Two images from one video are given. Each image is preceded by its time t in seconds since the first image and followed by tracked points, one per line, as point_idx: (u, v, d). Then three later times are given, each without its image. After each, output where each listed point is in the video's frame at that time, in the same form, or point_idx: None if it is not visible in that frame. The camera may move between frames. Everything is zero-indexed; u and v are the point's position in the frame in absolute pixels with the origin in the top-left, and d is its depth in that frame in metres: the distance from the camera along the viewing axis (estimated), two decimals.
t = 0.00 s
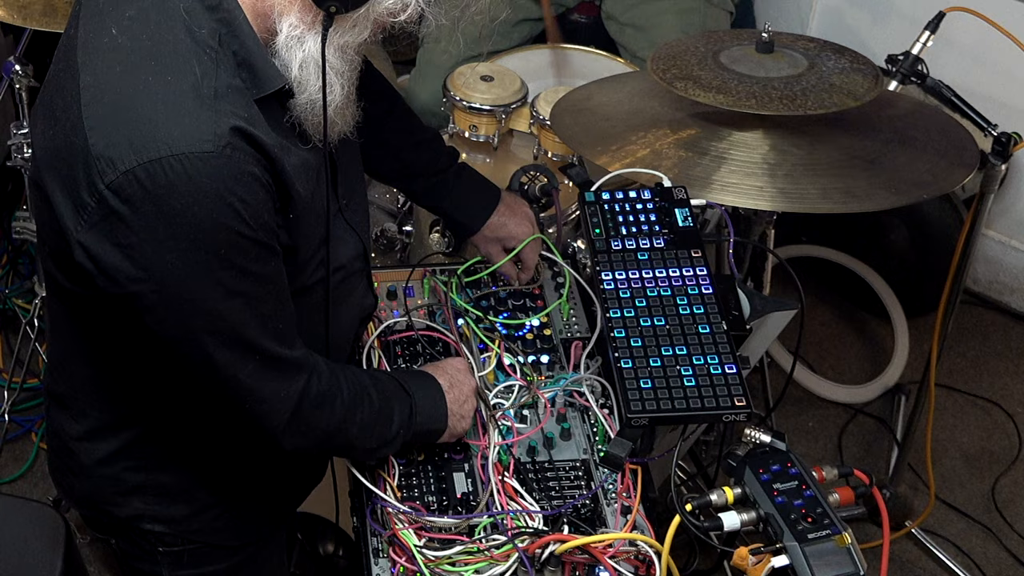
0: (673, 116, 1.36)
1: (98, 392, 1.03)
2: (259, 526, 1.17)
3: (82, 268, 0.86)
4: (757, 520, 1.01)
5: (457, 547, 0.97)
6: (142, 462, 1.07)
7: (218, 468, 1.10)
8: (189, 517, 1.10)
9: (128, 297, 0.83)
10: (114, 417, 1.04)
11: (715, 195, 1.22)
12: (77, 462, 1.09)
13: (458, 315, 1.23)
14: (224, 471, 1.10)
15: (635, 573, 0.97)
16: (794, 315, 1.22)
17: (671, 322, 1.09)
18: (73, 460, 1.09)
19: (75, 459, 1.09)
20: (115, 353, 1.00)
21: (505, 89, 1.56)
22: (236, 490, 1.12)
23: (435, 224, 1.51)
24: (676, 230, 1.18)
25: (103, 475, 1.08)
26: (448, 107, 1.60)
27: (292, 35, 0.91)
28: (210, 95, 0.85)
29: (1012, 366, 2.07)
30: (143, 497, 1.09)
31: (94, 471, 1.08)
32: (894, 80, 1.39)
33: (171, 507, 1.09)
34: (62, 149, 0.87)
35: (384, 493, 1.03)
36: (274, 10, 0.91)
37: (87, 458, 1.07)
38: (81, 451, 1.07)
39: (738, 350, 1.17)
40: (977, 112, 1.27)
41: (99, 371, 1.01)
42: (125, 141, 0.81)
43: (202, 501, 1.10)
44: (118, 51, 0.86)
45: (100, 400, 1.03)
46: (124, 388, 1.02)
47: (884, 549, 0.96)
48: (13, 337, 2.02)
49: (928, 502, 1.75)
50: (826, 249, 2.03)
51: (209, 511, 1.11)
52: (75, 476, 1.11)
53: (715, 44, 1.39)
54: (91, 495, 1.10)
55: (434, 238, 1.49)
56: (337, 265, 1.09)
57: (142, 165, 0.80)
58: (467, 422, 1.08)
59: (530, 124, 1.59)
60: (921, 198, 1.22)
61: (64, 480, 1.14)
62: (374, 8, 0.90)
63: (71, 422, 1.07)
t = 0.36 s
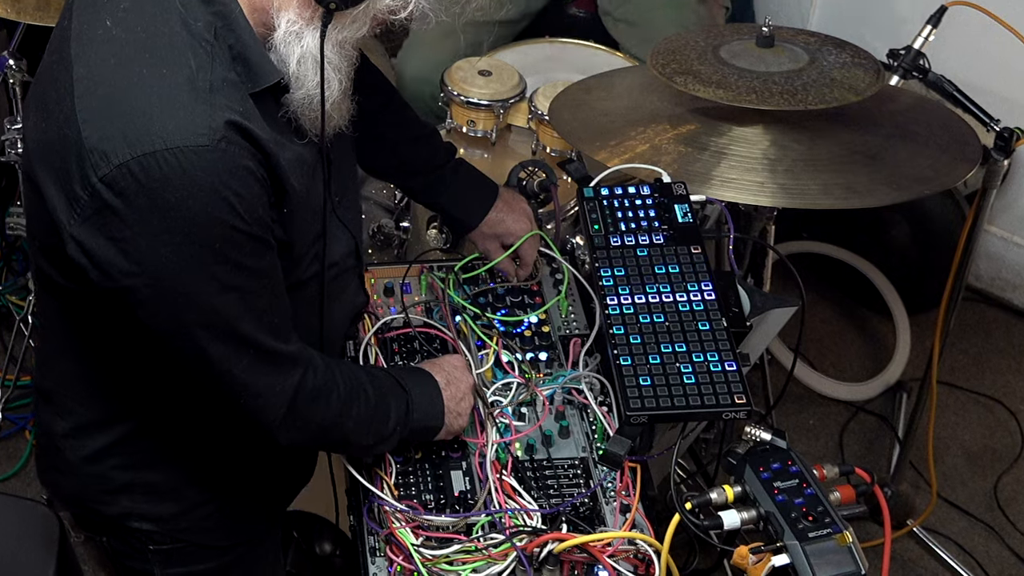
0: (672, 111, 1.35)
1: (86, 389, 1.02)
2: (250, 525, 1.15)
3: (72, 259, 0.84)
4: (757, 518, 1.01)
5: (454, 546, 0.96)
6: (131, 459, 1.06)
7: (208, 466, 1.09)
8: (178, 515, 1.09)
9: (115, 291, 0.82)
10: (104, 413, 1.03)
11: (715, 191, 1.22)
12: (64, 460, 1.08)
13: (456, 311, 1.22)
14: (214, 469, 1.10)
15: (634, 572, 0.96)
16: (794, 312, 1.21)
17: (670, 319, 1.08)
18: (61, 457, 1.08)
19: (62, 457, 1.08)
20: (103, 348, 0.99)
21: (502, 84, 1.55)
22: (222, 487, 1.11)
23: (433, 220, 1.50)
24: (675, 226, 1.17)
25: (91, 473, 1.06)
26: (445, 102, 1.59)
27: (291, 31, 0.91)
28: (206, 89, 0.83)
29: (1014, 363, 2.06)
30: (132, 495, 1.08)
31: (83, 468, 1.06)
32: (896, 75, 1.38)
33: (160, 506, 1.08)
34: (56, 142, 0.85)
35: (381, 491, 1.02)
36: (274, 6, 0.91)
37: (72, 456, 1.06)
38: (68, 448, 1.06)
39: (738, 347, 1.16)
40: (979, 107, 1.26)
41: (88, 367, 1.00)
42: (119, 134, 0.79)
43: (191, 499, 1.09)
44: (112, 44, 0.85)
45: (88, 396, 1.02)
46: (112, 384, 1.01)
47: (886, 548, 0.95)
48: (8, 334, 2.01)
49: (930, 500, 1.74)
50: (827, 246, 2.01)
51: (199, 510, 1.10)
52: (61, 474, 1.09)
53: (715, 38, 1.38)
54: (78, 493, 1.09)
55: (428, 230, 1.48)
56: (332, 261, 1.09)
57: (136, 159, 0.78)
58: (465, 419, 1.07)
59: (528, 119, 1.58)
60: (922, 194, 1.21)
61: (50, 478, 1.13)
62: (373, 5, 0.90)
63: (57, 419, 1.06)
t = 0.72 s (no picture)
0: (672, 106, 1.34)
1: (79, 385, 1.01)
2: (242, 522, 1.15)
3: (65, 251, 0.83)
4: (757, 517, 1.00)
5: (452, 544, 0.95)
6: (124, 457, 1.04)
7: (203, 462, 1.08)
8: (171, 512, 1.08)
9: (110, 285, 0.81)
10: (97, 409, 1.02)
11: (715, 186, 1.20)
12: (56, 457, 1.06)
13: (453, 308, 1.21)
14: (209, 466, 1.09)
15: (633, 571, 0.95)
16: (795, 309, 1.19)
17: (670, 316, 1.07)
18: (53, 453, 1.06)
19: (54, 454, 1.06)
20: (97, 343, 0.98)
21: (501, 79, 1.54)
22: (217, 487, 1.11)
23: (431, 216, 1.49)
24: (674, 221, 1.16)
25: (82, 470, 1.05)
26: (443, 96, 1.58)
27: (292, 23, 0.90)
28: (205, 79, 0.82)
29: (1017, 360, 2.05)
30: (124, 493, 1.06)
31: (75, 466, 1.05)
32: (897, 70, 1.37)
33: (152, 504, 1.07)
34: (52, 133, 0.84)
35: (378, 490, 1.01)
36: None
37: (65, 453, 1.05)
38: (60, 446, 1.05)
39: (738, 344, 1.15)
40: (981, 102, 1.25)
41: (81, 362, 0.99)
42: (117, 125, 0.78)
43: (184, 497, 1.08)
44: (109, 34, 0.83)
45: (81, 393, 1.01)
46: (105, 381, 1.00)
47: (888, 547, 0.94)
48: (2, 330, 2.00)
49: (932, 499, 1.73)
50: (827, 242, 2.02)
51: (189, 509, 1.09)
52: (52, 471, 1.08)
53: (715, 33, 1.37)
54: (70, 491, 1.07)
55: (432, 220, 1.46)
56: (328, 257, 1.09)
57: (135, 150, 0.77)
58: (463, 417, 1.05)
59: (527, 115, 1.57)
60: (924, 189, 1.20)
61: (41, 475, 1.11)
62: None
63: (50, 417, 1.04)
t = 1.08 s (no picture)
0: (671, 101, 1.33)
1: (77, 385, 1.00)
2: (243, 521, 1.13)
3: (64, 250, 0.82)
4: (757, 515, 0.99)
5: (449, 543, 0.94)
6: (124, 457, 1.04)
7: (203, 461, 1.07)
8: (171, 512, 1.07)
9: (110, 283, 0.80)
10: (98, 409, 1.01)
11: (715, 182, 1.19)
12: (56, 457, 1.06)
13: (451, 305, 1.20)
14: (209, 464, 1.07)
15: (632, 570, 0.94)
16: (795, 306, 1.19)
17: (669, 312, 1.06)
18: (51, 453, 1.05)
19: (54, 454, 1.06)
20: (96, 342, 0.97)
21: (499, 73, 1.53)
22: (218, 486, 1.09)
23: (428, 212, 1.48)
24: (673, 217, 1.15)
25: (83, 471, 1.04)
26: (441, 91, 1.56)
27: (286, 13, 0.89)
28: (200, 73, 0.81)
29: (1020, 358, 2.04)
30: (125, 493, 1.05)
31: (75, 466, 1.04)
32: (898, 65, 1.36)
33: (152, 504, 1.06)
34: (46, 129, 0.83)
35: (375, 488, 1.00)
36: None
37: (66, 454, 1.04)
38: (60, 446, 1.04)
39: (737, 341, 1.14)
40: (983, 97, 1.24)
41: (79, 361, 0.98)
42: (112, 120, 0.77)
43: (184, 497, 1.07)
44: (103, 27, 0.82)
45: (80, 393, 1.00)
46: (106, 381, 0.99)
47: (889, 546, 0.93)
48: None
49: (934, 497, 1.73)
50: (828, 237, 2.03)
51: (191, 508, 1.07)
52: (52, 471, 1.08)
53: (715, 27, 1.36)
54: (71, 491, 1.06)
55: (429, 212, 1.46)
56: (326, 252, 1.07)
57: (131, 145, 0.76)
58: (461, 414, 1.04)
59: (525, 110, 1.55)
60: (926, 185, 1.19)
61: (40, 476, 1.10)
62: None
63: (49, 417, 1.04)
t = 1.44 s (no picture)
0: (670, 96, 1.32)
1: (72, 383, 0.99)
2: (243, 519, 1.12)
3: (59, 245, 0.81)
4: (757, 514, 0.98)
5: (446, 542, 0.93)
6: (121, 455, 1.02)
7: (202, 459, 1.06)
8: (170, 511, 1.05)
9: (107, 278, 0.78)
10: (96, 407, 1.00)
11: (715, 177, 1.18)
12: (51, 456, 1.04)
13: (448, 301, 1.19)
14: (207, 462, 1.06)
15: (632, 569, 0.93)
16: (796, 302, 1.18)
17: (669, 309, 1.05)
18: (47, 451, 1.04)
19: (50, 453, 1.04)
20: (91, 339, 0.96)
21: (496, 68, 1.51)
22: (216, 484, 1.08)
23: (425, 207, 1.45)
24: (673, 213, 1.14)
25: (81, 470, 1.03)
26: (438, 86, 1.55)
27: (283, 6, 0.88)
28: (197, 66, 0.80)
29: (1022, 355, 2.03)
30: (123, 491, 1.04)
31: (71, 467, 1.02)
32: (900, 59, 1.34)
33: (151, 502, 1.05)
34: (41, 124, 0.82)
35: (372, 486, 0.99)
36: None
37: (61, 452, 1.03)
38: (55, 445, 1.03)
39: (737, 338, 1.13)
40: (985, 92, 1.23)
41: (74, 358, 0.97)
42: (108, 114, 0.76)
43: (184, 495, 1.05)
44: (98, 23, 0.82)
45: (76, 390, 0.99)
46: (102, 378, 0.98)
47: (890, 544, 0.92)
48: None
49: (935, 495, 1.72)
50: (829, 233, 2.02)
51: (190, 507, 1.06)
52: (49, 470, 1.06)
53: (714, 21, 1.35)
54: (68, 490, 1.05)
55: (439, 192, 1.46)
56: (324, 247, 1.06)
57: (127, 139, 0.75)
58: (459, 412, 1.03)
59: (523, 105, 1.53)
60: (928, 180, 1.18)
61: (36, 475, 1.09)
62: None
63: (45, 416, 1.03)
